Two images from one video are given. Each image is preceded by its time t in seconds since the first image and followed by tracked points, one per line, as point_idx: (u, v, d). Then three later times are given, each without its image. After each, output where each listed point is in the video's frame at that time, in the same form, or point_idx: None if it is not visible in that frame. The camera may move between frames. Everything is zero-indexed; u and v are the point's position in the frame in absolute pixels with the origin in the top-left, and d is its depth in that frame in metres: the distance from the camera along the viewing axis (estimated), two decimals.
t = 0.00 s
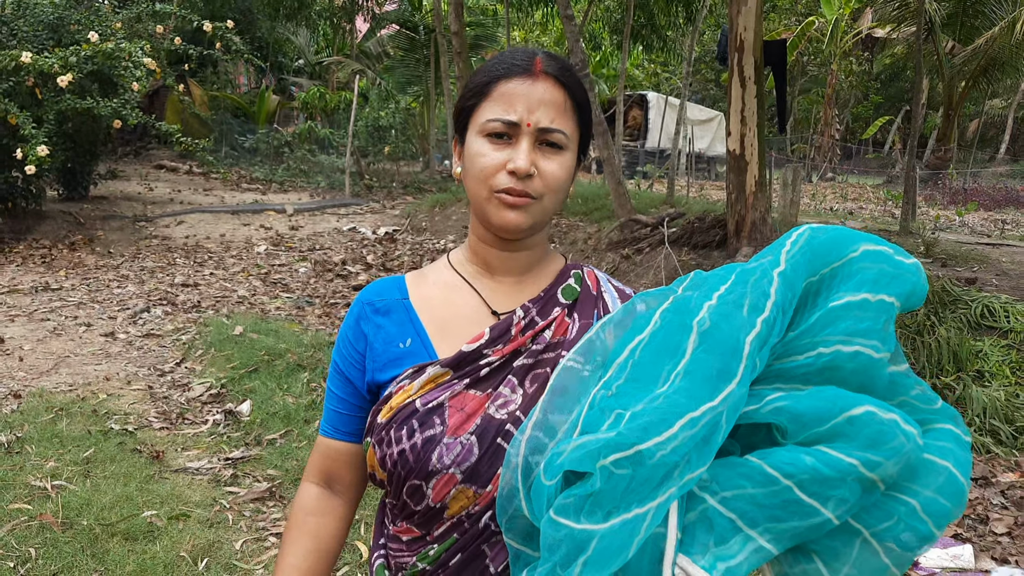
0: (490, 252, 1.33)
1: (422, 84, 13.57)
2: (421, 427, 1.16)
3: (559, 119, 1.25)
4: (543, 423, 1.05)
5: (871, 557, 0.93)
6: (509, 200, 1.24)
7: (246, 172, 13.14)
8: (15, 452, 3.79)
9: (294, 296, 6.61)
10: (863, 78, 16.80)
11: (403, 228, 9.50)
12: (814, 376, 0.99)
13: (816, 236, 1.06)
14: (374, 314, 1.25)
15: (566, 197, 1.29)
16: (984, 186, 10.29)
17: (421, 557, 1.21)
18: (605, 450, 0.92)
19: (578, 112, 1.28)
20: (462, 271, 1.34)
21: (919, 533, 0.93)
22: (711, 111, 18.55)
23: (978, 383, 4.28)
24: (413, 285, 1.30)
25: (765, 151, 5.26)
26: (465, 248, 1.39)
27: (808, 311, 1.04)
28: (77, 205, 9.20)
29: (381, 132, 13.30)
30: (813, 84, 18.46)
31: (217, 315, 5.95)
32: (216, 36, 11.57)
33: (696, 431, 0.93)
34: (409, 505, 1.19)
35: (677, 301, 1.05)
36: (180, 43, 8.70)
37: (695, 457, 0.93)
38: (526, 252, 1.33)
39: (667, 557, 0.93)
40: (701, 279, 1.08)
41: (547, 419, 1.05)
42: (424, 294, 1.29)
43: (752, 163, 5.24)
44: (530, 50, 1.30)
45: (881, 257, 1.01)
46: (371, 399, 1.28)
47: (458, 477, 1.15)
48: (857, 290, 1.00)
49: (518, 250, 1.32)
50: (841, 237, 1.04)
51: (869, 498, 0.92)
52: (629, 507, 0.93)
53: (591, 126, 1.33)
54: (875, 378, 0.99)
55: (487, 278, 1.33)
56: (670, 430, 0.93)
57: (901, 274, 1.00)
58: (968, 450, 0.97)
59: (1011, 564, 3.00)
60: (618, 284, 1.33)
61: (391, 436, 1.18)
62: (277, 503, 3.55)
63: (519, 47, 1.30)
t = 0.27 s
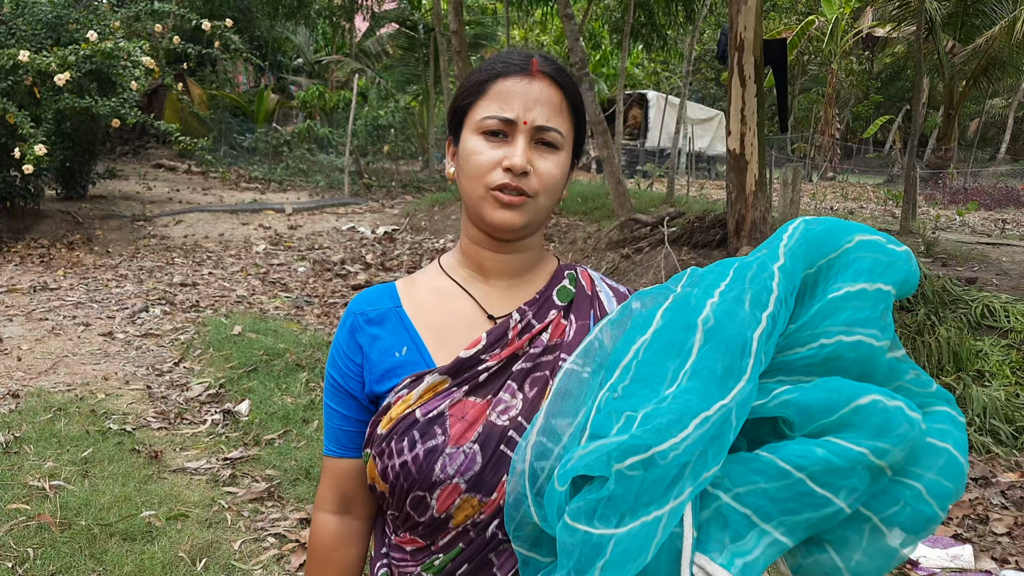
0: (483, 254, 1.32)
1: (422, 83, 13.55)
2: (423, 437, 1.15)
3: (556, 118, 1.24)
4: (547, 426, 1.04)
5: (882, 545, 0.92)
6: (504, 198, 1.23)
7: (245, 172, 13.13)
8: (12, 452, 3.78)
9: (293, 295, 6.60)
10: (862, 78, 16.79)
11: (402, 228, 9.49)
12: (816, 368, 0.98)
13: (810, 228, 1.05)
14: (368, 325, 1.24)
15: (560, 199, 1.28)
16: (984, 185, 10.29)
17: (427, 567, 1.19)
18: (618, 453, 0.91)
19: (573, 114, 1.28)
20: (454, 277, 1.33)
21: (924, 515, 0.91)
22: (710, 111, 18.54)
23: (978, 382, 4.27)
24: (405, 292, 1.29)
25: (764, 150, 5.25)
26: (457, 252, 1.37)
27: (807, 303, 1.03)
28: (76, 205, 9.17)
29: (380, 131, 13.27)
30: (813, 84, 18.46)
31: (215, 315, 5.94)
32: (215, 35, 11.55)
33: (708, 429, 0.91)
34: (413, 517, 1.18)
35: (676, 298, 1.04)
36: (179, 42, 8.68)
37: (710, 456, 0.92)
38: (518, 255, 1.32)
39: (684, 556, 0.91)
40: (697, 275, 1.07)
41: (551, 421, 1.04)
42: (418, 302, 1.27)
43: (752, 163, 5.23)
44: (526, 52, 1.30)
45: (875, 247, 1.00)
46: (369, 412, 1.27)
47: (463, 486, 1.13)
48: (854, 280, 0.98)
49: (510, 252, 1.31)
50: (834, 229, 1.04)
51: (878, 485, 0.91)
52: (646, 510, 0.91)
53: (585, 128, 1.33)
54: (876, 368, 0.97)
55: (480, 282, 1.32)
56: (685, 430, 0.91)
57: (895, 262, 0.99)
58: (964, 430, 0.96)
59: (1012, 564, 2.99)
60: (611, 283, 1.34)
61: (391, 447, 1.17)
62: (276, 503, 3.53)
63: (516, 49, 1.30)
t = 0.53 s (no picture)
0: (482, 257, 1.32)
1: (422, 83, 13.55)
2: (423, 444, 1.15)
3: (552, 116, 1.24)
4: (549, 433, 1.04)
5: (883, 550, 0.92)
6: (503, 199, 1.23)
7: (245, 172, 13.13)
8: (12, 452, 3.78)
9: (293, 295, 6.60)
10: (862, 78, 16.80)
11: (402, 227, 9.48)
12: (819, 372, 0.98)
13: (813, 230, 1.05)
14: (367, 329, 1.24)
15: (559, 198, 1.28)
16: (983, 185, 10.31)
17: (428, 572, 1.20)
18: (621, 464, 0.91)
19: (569, 112, 1.29)
20: (453, 279, 1.33)
21: (926, 520, 0.90)
22: (710, 111, 18.55)
23: (978, 383, 4.28)
24: (405, 296, 1.29)
25: (764, 151, 5.25)
26: (456, 255, 1.37)
27: (810, 307, 1.03)
28: (76, 204, 9.17)
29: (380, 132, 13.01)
30: (813, 84, 18.47)
31: (215, 315, 5.94)
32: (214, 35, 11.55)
33: (710, 439, 0.91)
34: (413, 523, 1.18)
35: (678, 302, 1.04)
36: (178, 41, 8.68)
37: (711, 466, 0.92)
38: (518, 256, 1.32)
39: (685, 565, 0.91)
40: (699, 278, 1.07)
41: (553, 428, 1.04)
42: (417, 305, 1.27)
43: (752, 163, 5.24)
44: (520, 51, 1.30)
45: (879, 249, 1.00)
46: (369, 417, 1.27)
47: (464, 493, 1.14)
48: (857, 285, 0.98)
49: (510, 254, 1.32)
50: (837, 230, 1.03)
51: (879, 491, 0.91)
52: (647, 522, 0.91)
53: (582, 126, 1.34)
54: (879, 371, 0.97)
55: (479, 284, 1.32)
56: (687, 441, 0.91)
57: (899, 265, 0.99)
58: (969, 432, 0.95)
59: (1010, 565, 2.99)
60: (611, 283, 1.34)
61: (392, 454, 1.17)
62: (276, 503, 3.53)
63: (509, 48, 1.30)
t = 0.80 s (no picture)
0: (483, 258, 1.32)
1: (422, 83, 13.55)
2: (420, 441, 1.15)
3: (550, 120, 1.23)
4: (546, 432, 1.04)
5: (878, 556, 0.91)
6: (502, 206, 1.23)
7: (245, 172, 13.14)
8: (11, 453, 3.78)
9: (292, 296, 6.60)
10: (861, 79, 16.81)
11: (401, 228, 9.48)
12: (818, 377, 0.98)
13: (815, 234, 1.05)
14: (368, 325, 1.24)
15: (559, 200, 1.28)
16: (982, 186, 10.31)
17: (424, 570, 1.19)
18: (614, 463, 0.91)
19: (568, 113, 1.28)
20: (455, 278, 1.33)
21: (926, 528, 0.90)
22: (709, 111, 18.56)
23: (977, 383, 4.28)
24: (406, 293, 1.29)
25: (763, 151, 5.25)
26: (458, 254, 1.38)
27: (810, 311, 1.03)
28: (75, 205, 9.18)
29: (379, 131, 13.00)
30: (812, 84, 18.47)
31: (214, 315, 5.94)
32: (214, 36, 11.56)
33: (703, 440, 0.91)
34: (409, 520, 1.18)
35: (677, 304, 1.05)
36: (178, 41, 8.67)
37: (704, 468, 0.91)
38: (519, 257, 1.32)
39: (677, 565, 0.91)
40: (701, 281, 1.08)
41: (549, 428, 1.04)
42: (417, 302, 1.27)
43: (751, 163, 5.24)
44: (518, 51, 1.29)
45: (883, 254, 0.99)
46: (368, 413, 1.27)
47: (459, 491, 1.13)
48: (858, 289, 0.98)
49: (511, 256, 1.32)
50: (840, 234, 1.03)
51: (876, 498, 0.90)
52: (639, 522, 0.91)
53: (583, 125, 1.33)
54: (880, 374, 0.97)
55: (480, 282, 1.32)
56: (680, 441, 0.91)
57: (902, 270, 0.98)
58: (969, 441, 0.94)
59: (1010, 566, 2.99)
60: (613, 284, 1.34)
61: (389, 450, 1.17)
62: (275, 503, 3.53)
63: (507, 48, 1.29)
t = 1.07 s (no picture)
0: (478, 259, 1.32)
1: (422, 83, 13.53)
2: (411, 444, 1.15)
3: (561, 127, 1.24)
4: (534, 434, 1.04)
5: (868, 554, 0.92)
6: (505, 206, 1.23)
7: (245, 172, 13.16)
8: (11, 453, 3.78)
9: (292, 296, 6.61)
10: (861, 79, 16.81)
11: (401, 228, 9.49)
12: (803, 376, 0.99)
13: (797, 233, 1.05)
14: (361, 327, 1.24)
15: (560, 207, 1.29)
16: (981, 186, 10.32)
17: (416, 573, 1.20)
18: (600, 464, 0.91)
19: (577, 121, 1.28)
20: (449, 280, 1.33)
21: (915, 525, 0.90)
22: (709, 111, 18.56)
23: (976, 383, 4.29)
24: (399, 294, 1.29)
25: (762, 151, 5.26)
26: (453, 253, 1.38)
27: (794, 310, 1.03)
28: (75, 205, 9.18)
29: (380, 132, 13.12)
30: (812, 84, 18.49)
31: (214, 315, 5.94)
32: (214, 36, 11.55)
33: (688, 441, 0.92)
34: (401, 522, 1.18)
35: (663, 305, 1.05)
36: (178, 42, 8.67)
37: (690, 468, 0.92)
38: (514, 261, 1.32)
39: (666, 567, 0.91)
40: (685, 282, 1.09)
41: (538, 429, 1.04)
42: (409, 303, 1.28)
43: (751, 164, 5.24)
44: (533, 57, 1.29)
45: (864, 251, 1.00)
46: (362, 414, 1.27)
47: (450, 493, 1.14)
48: (840, 287, 0.98)
49: (508, 260, 1.32)
50: (822, 232, 1.03)
51: (863, 495, 0.91)
52: (625, 523, 0.91)
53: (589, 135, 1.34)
54: (864, 373, 0.97)
55: (473, 284, 1.32)
56: (665, 442, 0.91)
57: (884, 267, 0.99)
58: (958, 436, 0.95)
59: (1009, 566, 2.99)
60: (605, 287, 1.35)
61: (380, 453, 1.17)
62: (274, 503, 3.53)
63: (523, 52, 1.29)
